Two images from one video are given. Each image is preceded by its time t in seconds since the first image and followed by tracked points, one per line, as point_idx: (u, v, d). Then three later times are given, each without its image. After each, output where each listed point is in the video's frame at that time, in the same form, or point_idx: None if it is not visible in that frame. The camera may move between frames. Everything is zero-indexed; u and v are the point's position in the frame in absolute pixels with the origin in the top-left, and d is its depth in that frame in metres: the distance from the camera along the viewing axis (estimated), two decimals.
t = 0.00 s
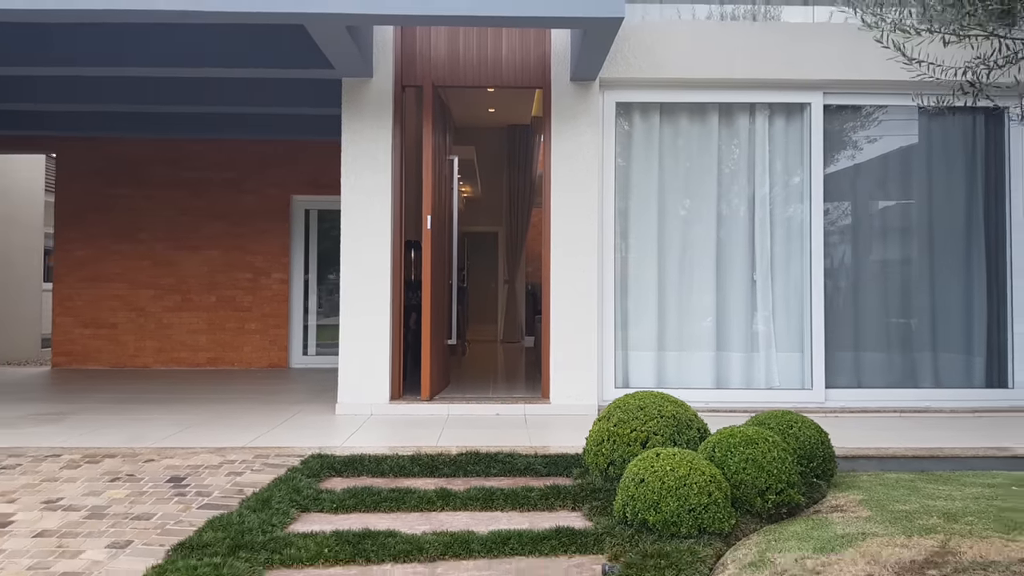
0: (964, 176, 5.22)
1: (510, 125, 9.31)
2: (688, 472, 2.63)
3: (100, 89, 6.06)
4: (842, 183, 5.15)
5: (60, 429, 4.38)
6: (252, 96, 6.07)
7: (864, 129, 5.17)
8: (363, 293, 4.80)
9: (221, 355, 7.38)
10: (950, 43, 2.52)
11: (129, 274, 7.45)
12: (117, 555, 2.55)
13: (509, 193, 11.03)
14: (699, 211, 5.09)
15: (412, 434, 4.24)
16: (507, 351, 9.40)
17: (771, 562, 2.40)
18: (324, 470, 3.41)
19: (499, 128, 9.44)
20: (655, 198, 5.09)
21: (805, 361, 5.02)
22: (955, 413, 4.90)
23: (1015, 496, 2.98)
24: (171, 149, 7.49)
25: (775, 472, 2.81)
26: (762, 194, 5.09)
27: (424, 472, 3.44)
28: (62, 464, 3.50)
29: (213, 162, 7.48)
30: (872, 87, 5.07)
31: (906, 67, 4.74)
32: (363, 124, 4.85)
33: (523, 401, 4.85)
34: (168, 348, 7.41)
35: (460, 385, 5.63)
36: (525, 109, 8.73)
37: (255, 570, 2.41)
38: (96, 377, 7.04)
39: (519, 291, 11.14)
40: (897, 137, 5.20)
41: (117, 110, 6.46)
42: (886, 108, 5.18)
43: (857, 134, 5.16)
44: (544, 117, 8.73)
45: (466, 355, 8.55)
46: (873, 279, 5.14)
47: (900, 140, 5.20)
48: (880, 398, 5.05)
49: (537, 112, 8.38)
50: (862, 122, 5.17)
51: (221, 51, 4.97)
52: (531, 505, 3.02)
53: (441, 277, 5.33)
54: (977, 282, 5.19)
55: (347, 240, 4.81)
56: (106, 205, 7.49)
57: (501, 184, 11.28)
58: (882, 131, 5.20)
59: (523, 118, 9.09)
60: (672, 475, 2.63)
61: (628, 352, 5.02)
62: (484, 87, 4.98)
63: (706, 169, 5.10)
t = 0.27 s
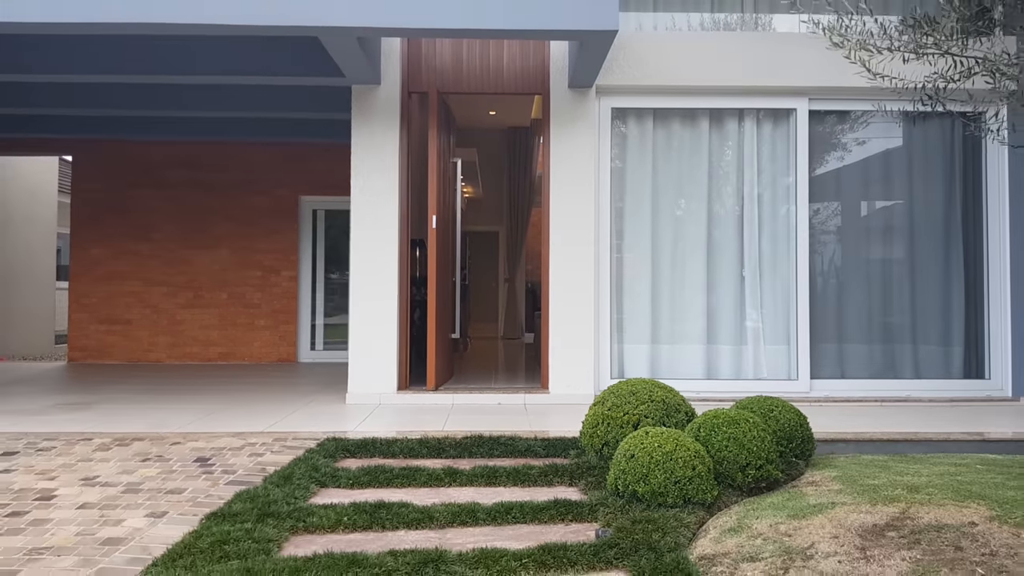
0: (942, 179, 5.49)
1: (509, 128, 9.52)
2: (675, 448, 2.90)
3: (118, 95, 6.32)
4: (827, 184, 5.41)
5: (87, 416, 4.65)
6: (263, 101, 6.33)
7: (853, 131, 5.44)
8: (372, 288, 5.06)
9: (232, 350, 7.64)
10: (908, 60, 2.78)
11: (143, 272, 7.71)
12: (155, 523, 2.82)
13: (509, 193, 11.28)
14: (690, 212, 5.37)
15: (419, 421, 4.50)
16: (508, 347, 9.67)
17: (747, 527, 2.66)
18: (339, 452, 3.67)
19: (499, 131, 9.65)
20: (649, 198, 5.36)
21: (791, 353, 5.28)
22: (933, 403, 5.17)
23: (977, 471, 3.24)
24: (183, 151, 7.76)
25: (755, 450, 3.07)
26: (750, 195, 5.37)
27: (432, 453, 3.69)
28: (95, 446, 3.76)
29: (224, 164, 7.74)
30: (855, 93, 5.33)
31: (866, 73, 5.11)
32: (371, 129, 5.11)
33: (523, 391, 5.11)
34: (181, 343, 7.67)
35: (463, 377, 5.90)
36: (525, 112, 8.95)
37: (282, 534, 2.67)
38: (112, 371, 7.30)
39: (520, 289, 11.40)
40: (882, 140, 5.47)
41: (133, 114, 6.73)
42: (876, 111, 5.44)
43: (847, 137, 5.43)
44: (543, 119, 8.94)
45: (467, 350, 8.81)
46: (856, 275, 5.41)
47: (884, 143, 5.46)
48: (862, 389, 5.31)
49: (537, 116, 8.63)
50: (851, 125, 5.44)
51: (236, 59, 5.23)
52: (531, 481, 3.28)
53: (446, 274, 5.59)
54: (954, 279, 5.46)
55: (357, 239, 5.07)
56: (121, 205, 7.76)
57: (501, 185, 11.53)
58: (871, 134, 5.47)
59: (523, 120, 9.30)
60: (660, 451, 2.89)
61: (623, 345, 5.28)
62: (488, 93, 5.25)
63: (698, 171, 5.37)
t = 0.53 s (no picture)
0: (924, 182, 5.73)
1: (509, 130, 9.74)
2: (663, 432, 3.15)
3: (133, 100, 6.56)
4: (813, 186, 5.66)
5: (109, 407, 4.90)
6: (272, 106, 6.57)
7: (845, 134, 5.69)
8: (379, 286, 5.30)
9: (240, 346, 7.89)
10: (871, 76, 3.02)
11: (154, 270, 7.95)
12: (185, 501, 3.07)
13: (508, 193, 11.53)
14: (684, 212, 5.61)
15: (424, 412, 4.75)
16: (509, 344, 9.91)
17: (730, 503, 2.90)
18: (351, 439, 3.92)
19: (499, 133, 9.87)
20: (644, 200, 5.61)
21: (779, 348, 5.53)
22: (914, 395, 5.42)
23: (946, 454, 3.48)
24: (193, 154, 8.00)
25: (738, 435, 3.32)
26: (741, 196, 5.61)
27: (438, 441, 3.94)
28: (121, 434, 4.01)
29: (232, 165, 7.98)
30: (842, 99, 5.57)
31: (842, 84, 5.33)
32: (378, 134, 5.35)
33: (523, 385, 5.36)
34: (191, 340, 7.91)
35: (466, 371, 6.15)
36: (524, 115, 9.16)
37: (303, 510, 2.92)
38: (125, 366, 7.54)
39: (519, 287, 11.64)
40: (869, 143, 5.71)
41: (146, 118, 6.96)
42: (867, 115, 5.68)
43: (838, 140, 5.68)
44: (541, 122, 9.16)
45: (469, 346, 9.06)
46: (841, 273, 5.65)
47: (872, 146, 5.70)
48: (848, 382, 5.56)
49: (537, 120, 8.86)
50: (842, 128, 5.68)
51: (249, 67, 5.47)
52: (531, 465, 3.52)
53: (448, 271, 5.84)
54: (936, 278, 5.70)
55: (364, 239, 5.31)
56: (133, 206, 8.00)
57: (501, 185, 11.76)
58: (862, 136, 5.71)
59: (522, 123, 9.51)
60: (650, 434, 3.14)
61: (619, 340, 5.53)
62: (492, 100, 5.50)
63: (690, 175, 5.62)
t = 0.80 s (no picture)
0: (906, 184, 5.98)
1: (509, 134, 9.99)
2: (650, 416, 3.41)
3: (147, 104, 6.82)
4: (799, 188, 5.92)
5: (129, 397, 5.16)
6: (281, 110, 6.84)
7: (833, 137, 5.93)
8: (384, 284, 5.56)
9: (248, 342, 8.15)
10: (841, 88, 3.27)
11: (164, 269, 8.21)
12: (210, 478, 3.33)
13: (507, 193, 11.80)
14: (675, 213, 5.88)
15: (428, 402, 5.01)
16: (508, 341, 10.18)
17: (710, 479, 3.16)
18: (360, 424, 4.18)
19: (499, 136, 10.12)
20: (637, 202, 5.87)
21: (766, 343, 5.79)
22: (895, 387, 5.69)
23: (915, 438, 3.73)
24: (202, 156, 8.26)
25: (720, 419, 3.58)
26: (729, 197, 5.88)
27: (442, 427, 4.20)
28: (144, 421, 4.27)
29: (240, 167, 8.24)
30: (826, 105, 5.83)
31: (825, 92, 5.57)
32: (383, 138, 5.61)
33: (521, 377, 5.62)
34: (200, 336, 8.17)
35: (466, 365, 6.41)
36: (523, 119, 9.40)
37: (319, 486, 3.18)
38: (136, 361, 7.80)
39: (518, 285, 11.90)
40: (854, 147, 5.96)
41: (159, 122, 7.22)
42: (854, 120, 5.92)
43: (826, 143, 5.92)
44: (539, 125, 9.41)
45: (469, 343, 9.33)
46: (826, 271, 5.91)
47: (857, 150, 5.95)
48: (832, 375, 5.82)
49: (535, 123, 9.11)
50: (830, 132, 5.93)
51: (259, 74, 5.74)
52: (528, 447, 3.78)
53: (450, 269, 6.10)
54: (916, 276, 5.97)
55: (370, 238, 5.58)
56: (144, 207, 8.26)
57: (499, 186, 12.03)
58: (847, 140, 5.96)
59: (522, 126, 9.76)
60: (638, 418, 3.40)
61: (613, 334, 5.80)
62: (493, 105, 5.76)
63: (681, 178, 5.88)
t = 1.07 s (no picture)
0: (887, 189, 6.26)
1: (508, 137, 10.26)
2: (639, 406, 3.69)
3: (161, 112, 7.10)
4: (786, 192, 6.19)
5: (148, 392, 5.43)
6: (290, 118, 7.12)
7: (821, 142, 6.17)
8: (390, 284, 5.84)
9: (256, 340, 8.42)
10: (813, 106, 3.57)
11: (176, 269, 8.49)
12: (233, 463, 3.60)
13: (506, 195, 12.08)
14: (667, 216, 6.16)
15: (432, 395, 5.29)
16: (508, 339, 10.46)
17: (694, 463, 3.45)
18: (369, 415, 4.46)
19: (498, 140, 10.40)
20: (630, 205, 6.16)
21: (753, 340, 6.07)
22: (876, 381, 5.97)
23: (887, 427, 4.01)
24: (212, 160, 8.54)
25: (705, 409, 3.86)
26: (718, 201, 6.16)
27: (446, 418, 4.48)
28: (167, 412, 4.55)
29: (248, 171, 8.53)
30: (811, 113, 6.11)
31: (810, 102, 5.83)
32: (389, 145, 5.88)
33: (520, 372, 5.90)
34: (210, 334, 8.45)
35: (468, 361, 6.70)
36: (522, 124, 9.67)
37: (334, 469, 3.46)
38: (149, 359, 8.08)
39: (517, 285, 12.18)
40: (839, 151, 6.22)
41: (171, 129, 7.50)
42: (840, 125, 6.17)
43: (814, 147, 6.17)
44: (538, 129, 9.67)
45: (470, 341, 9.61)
46: (811, 271, 6.19)
47: (842, 154, 6.22)
48: (816, 370, 6.11)
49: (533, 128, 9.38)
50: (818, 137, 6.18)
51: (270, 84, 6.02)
52: (527, 436, 4.07)
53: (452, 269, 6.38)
54: (897, 276, 6.25)
55: (376, 240, 5.85)
56: (156, 210, 8.54)
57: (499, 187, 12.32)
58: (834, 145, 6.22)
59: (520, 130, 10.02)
60: (628, 408, 3.68)
61: (608, 332, 6.08)
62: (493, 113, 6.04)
63: (673, 183, 6.16)
